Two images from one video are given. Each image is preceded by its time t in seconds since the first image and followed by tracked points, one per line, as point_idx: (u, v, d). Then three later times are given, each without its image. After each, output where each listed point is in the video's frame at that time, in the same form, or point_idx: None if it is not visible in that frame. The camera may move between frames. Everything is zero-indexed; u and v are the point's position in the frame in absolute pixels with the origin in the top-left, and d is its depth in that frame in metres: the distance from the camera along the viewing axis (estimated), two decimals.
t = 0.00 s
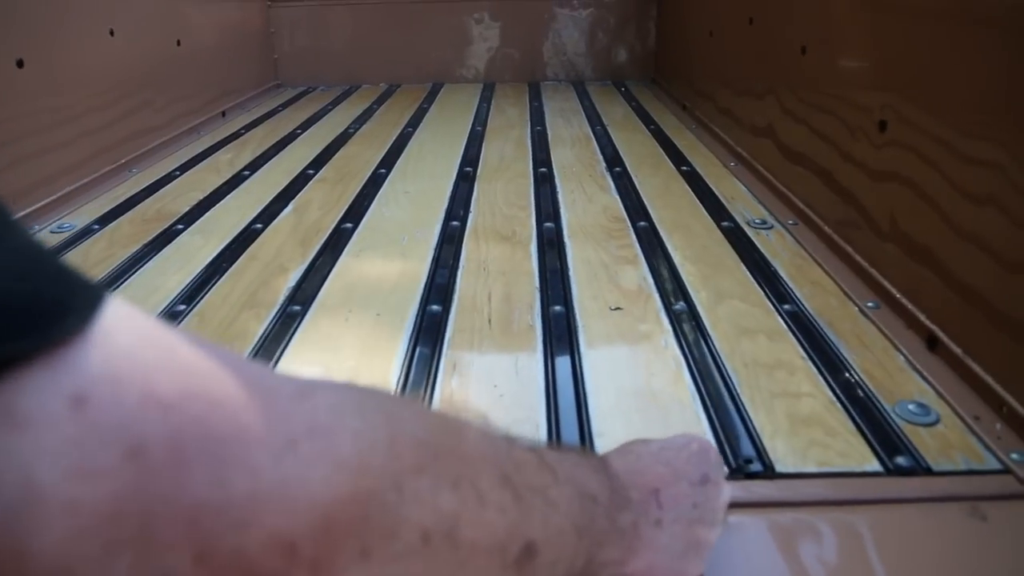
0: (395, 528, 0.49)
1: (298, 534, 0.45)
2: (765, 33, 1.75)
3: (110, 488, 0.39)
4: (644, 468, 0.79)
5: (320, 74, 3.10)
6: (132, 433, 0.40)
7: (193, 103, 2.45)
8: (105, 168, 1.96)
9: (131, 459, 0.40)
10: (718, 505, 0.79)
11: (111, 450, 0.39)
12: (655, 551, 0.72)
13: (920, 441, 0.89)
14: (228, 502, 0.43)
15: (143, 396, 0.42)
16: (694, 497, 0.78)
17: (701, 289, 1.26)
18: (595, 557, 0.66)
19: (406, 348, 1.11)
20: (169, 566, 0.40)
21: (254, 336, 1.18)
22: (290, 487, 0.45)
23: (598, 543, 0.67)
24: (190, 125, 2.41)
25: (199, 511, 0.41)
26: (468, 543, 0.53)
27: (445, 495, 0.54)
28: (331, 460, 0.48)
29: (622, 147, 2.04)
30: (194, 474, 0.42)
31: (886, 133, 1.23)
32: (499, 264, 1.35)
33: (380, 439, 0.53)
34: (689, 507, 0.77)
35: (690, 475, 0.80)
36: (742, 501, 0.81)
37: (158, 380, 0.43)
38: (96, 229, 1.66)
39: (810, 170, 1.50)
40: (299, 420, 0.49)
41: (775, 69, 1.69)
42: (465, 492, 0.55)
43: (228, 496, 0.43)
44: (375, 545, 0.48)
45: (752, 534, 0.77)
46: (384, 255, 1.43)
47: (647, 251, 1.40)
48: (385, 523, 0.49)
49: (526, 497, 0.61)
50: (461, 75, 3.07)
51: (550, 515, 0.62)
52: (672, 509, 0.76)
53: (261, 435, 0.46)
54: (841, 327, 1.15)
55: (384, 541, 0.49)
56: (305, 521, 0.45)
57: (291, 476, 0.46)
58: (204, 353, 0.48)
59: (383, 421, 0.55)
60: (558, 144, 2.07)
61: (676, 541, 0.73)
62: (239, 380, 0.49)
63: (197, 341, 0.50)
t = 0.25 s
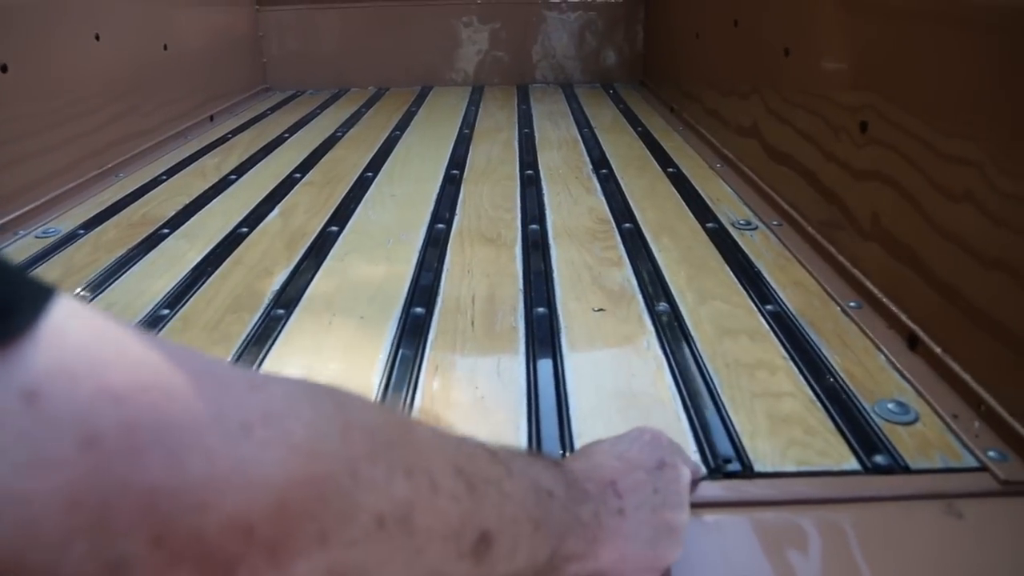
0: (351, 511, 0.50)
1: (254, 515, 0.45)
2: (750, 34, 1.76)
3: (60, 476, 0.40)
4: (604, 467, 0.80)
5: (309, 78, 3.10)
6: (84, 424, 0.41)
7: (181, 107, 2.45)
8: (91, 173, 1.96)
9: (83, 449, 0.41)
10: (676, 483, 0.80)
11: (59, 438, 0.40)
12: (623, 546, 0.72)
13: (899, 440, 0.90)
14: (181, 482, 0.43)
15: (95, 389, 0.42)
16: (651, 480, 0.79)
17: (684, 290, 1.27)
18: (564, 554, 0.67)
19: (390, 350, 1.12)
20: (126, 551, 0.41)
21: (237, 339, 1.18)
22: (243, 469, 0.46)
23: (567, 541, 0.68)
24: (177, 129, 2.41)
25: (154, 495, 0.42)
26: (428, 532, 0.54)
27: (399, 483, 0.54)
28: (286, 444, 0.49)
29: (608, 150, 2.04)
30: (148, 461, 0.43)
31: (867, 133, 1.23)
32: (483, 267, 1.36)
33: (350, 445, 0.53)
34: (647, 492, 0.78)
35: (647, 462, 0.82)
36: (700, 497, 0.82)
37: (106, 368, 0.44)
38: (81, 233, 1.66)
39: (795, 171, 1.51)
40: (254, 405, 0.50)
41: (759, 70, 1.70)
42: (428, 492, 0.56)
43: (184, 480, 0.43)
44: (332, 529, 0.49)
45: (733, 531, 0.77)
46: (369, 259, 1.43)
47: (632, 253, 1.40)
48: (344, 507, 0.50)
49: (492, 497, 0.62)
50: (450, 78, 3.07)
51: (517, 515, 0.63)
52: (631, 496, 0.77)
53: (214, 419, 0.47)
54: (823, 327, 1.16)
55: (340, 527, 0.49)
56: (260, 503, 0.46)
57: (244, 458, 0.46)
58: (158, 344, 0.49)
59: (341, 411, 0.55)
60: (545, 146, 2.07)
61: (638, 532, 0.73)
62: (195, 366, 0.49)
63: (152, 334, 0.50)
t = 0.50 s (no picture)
0: (312, 465, 0.51)
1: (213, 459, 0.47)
2: (738, 37, 1.77)
3: (17, 421, 0.41)
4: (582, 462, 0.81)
5: (301, 80, 3.10)
6: (37, 371, 0.43)
7: (172, 109, 2.44)
8: (80, 174, 1.95)
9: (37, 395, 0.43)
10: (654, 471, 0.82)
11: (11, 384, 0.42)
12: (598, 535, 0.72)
13: (880, 441, 0.90)
14: (137, 425, 0.45)
15: (44, 340, 0.45)
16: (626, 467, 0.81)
17: (670, 292, 1.27)
18: (541, 551, 0.67)
19: (376, 351, 1.12)
20: (85, 497, 0.42)
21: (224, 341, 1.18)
22: (199, 412, 0.47)
23: (548, 526, 0.68)
24: (168, 131, 2.40)
25: (110, 440, 0.43)
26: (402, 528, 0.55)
27: (361, 440, 0.55)
28: (240, 393, 0.50)
29: (598, 152, 2.05)
30: (102, 406, 0.44)
31: (852, 135, 1.24)
32: (471, 269, 1.36)
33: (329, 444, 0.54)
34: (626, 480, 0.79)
35: (620, 451, 0.83)
36: (678, 495, 0.82)
37: (55, 321, 0.46)
38: (70, 234, 1.66)
39: (782, 173, 1.52)
40: (206, 357, 0.51)
41: (747, 72, 1.71)
42: (405, 490, 0.56)
43: (140, 425, 0.45)
44: (293, 482, 0.50)
45: (720, 531, 0.77)
46: (356, 260, 1.43)
47: (619, 255, 1.41)
48: (305, 459, 0.51)
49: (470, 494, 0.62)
50: (442, 81, 3.08)
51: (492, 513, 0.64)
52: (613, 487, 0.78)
53: (168, 368, 0.48)
54: (807, 328, 1.16)
55: (303, 479, 0.50)
56: (219, 448, 0.47)
57: (200, 402, 0.48)
58: (108, 299, 0.51)
59: (297, 366, 0.57)
60: (535, 149, 2.08)
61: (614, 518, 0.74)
62: (146, 322, 0.51)
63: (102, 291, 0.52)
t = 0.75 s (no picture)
0: (231, 461, 0.48)
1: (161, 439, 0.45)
2: (726, 41, 1.77)
3: None
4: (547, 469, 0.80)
5: (292, 82, 3.10)
6: None
7: (162, 111, 2.44)
8: (69, 176, 1.94)
9: None
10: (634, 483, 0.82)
11: None
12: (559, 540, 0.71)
13: (864, 442, 0.91)
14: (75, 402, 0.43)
15: None
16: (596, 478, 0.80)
17: (657, 293, 1.28)
18: (489, 557, 0.65)
19: (362, 353, 1.12)
20: None
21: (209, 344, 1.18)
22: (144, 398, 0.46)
23: (517, 536, 0.68)
24: (157, 133, 2.40)
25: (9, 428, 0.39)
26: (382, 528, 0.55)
27: (285, 437, 0.52)
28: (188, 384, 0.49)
29: (588, 155, 2.05)
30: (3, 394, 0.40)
31: (837, 137, 1.25)
32: (458, 271, 1.37)
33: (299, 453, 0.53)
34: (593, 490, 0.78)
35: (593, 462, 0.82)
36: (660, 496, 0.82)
37: None
38: (57, 237, 1.65)
39: (770, 175, 1.52)
40: (155, 353, 0.50)
41: (735, 75, 1.71)
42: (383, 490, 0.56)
43: (44, 415, 0.41)
44: (208, 476, 0.46)
45: (704, 531, 0.77)
46: (344, 263, 1.43)
47: (607, 257, 1.41)
48: (222, 453, 0.48)
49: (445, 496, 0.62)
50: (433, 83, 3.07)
51: (440, 517, 0.61)
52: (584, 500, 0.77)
53: (82, 351, 0.46)
54: (793, 330, 1.17)
55: (218, 472, 0.47)
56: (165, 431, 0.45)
57: (113, 395, 0.44)
58: (22, 287, 0.49)
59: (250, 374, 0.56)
60: (525, 151, 2.08)
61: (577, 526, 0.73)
62: (63, 309, 0.49)
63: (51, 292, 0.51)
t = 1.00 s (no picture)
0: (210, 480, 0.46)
1: (145, 472, 0.43)
2: (718, 43, 1.78)
3: None
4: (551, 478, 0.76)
5: (286, 84, 3.10)
6: None
7: (156, 113, 2.43)
8: (62, 178, 1.94)
9: None
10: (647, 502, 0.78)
11: None
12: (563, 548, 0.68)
13: (855, 442, 0.91)
14: (54, 449, 0.42)
15: None
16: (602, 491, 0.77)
17: (649, 294, 1.28)
18: None
19: (354, 354, 1.13)
20: None
21: (201, 347, 1.18)
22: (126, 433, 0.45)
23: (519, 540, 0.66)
24: (151, 135, 2.40)
25: None
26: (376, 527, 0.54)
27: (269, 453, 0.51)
28: (173, 414, 0.48)
29: (582, 156, 2.05)
30: None
31: (829, 138, 1.25)
32: (451, 272, 1.37)
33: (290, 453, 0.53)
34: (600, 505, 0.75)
35: (599, 472, 0.79)
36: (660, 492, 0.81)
37: None
38: (50, 239, 1.65)
39: (762, 176, 1.53)
40: (140, 387, 0.49)
41: (728, 76, 1.72)
42: (376, 490, 0.56)
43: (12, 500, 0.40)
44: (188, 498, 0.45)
45: (696, 531, 0.78)
46: (337, 264, 1.43)
47: (600, 257, 1.42)
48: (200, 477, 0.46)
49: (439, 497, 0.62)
50: (428, 85, 3.08)
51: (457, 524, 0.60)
52: (601, 526, 0.73)
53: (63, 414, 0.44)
54: (785, 330, 1.17)
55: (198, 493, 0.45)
56: (150, 464, 0.44)
57: (92, 461, 0.42)
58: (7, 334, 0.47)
59: (242, 398, 0.55)
60: (519, 153, 2.08)
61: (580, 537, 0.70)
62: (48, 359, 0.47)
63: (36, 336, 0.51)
